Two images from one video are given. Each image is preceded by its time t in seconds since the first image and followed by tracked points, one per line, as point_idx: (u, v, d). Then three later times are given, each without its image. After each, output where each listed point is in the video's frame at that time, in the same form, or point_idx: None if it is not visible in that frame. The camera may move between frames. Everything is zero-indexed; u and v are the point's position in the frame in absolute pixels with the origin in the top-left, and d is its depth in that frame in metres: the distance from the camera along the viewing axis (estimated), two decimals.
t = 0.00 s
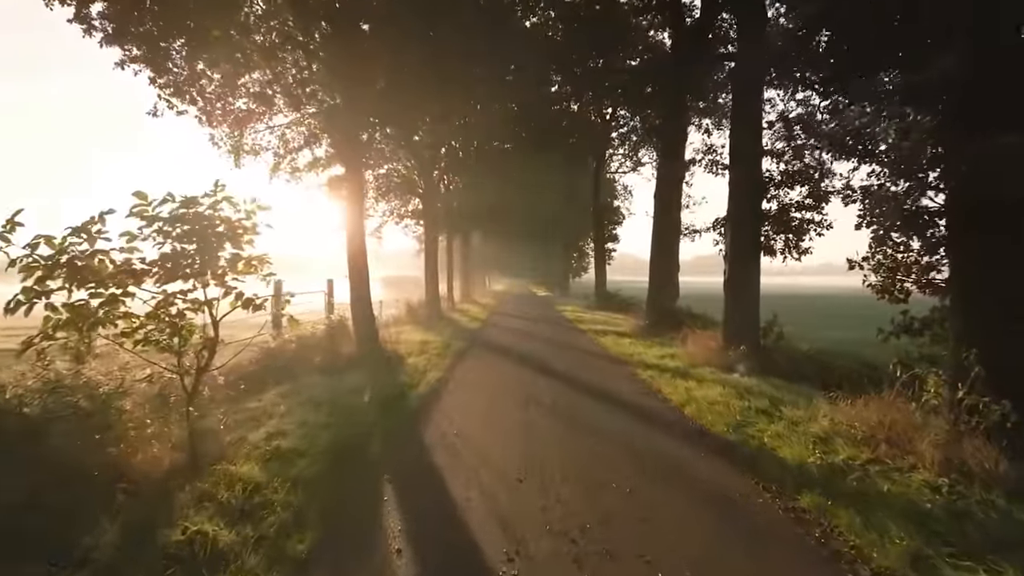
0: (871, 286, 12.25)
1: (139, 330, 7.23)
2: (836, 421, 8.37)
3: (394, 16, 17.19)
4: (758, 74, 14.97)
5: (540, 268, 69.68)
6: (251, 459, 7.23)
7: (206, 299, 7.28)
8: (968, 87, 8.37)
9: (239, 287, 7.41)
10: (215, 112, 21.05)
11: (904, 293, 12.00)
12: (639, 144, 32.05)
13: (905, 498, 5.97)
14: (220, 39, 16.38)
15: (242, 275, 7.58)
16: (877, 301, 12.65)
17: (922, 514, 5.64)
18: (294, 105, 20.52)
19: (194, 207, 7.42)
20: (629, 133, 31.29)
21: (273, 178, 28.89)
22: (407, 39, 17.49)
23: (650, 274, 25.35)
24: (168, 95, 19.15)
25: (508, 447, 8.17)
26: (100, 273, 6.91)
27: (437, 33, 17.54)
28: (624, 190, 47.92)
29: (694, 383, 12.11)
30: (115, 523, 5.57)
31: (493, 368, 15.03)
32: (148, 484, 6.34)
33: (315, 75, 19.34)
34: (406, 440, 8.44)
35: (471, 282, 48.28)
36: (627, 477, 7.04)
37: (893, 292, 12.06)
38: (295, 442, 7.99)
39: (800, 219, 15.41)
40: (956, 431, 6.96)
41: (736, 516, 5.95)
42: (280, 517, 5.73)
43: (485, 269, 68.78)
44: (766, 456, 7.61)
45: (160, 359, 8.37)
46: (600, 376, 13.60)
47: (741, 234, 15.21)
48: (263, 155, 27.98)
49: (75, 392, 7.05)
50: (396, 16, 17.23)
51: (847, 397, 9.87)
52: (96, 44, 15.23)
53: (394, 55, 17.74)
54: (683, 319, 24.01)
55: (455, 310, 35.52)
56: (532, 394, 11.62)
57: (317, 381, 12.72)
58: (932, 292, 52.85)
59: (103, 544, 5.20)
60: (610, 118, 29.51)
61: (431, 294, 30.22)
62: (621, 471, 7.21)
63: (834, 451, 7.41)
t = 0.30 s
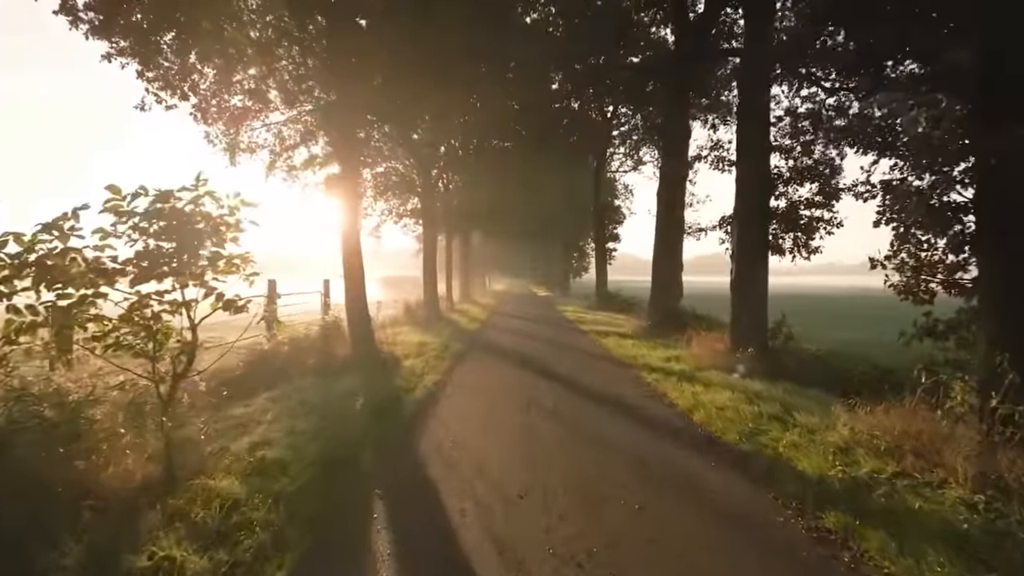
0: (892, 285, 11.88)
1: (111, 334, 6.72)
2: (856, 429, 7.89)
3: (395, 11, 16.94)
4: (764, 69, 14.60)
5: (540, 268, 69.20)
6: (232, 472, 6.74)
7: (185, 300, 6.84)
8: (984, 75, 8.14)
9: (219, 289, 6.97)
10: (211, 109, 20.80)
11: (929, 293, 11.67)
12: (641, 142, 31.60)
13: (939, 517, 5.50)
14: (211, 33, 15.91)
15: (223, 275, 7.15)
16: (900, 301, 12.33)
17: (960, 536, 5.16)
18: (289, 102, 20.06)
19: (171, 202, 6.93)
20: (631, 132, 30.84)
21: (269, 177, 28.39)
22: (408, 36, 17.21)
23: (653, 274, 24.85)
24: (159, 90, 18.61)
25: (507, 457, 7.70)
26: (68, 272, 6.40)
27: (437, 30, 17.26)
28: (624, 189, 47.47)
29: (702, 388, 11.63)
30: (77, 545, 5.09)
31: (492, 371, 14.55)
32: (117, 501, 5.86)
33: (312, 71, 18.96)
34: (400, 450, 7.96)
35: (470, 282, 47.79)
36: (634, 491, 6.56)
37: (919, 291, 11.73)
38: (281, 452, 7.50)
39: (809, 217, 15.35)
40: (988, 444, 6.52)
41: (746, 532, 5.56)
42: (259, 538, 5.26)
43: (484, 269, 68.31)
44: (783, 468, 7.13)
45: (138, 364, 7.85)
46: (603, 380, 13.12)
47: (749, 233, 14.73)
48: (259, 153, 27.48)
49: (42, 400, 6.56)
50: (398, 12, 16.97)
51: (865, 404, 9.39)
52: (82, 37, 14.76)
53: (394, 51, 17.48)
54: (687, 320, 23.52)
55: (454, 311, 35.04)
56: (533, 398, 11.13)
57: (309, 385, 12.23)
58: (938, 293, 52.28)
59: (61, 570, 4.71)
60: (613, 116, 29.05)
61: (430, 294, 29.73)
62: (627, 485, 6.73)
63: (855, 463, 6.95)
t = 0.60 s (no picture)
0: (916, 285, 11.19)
1: (76, 337, 6.23)
2: (878, 439, 7.44)
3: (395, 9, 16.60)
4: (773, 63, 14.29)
5: (540, 268, 68.79)
6: (211, 487, 6.28)
7: (160, 302, 6.33)
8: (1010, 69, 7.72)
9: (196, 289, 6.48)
10: (206, 106, 20.32)
11: (953, 296, 10.87)
12: (641, 140, 31.12)
13: (979, 542, 5.04)
14: (204, 26, 15.40)
15: (201, 275, 6.69)
16: (921, 301, 11.56)
17: (1006, 561, 4.72)
18: (285, 98, 19.55)
19: (146, 196, 6.44)
20: (632, 130, 30.39)
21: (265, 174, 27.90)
22: (409, 36, 16.96)
23: (656, 273, 24.37)
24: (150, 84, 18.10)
25: (508, 467, 7.22)
26: (32, 272, 5.90)
27: (437, 28, 16.96)
28: (625, 188, 47.04)
29: (709, 392, 11.15)
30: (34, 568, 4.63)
31: (491, 373, 14.10)
32: (82, 520, 5.38)
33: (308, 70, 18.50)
34: (393, 460, 7.48)
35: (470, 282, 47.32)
36: (643, 505, 6.09)
37: (941, 292, 11.03)
38: (265, 463, 7.03)
39: (818, 215, 15.26)
40: None
41: (761, 550, 5.17)
42: (235, 564, 4.80)
43: (483, 268, 67.95)
44: (803, 480, 6.66)
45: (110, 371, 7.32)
46: (605, 383, 12.65)
47: (756, 231, 14.27)
48: (255, 150, 26.98)
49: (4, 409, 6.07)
50: (398, 9, 16.64)
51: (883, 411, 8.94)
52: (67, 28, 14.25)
53: (393, 47, 17.17)
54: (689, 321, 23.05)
55: (452, 311, 34.61)
56: (534, 403, 10.68)
57: (301, 389, 11.75)
58: (943, 295, 51.68)
59: None
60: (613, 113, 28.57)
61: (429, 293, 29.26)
62: (637, 499, 6.24)
63: (881, 476, 6.50)
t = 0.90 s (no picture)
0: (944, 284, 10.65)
1: (38, 342, 5.68)
2: (904, 450, 6.99)
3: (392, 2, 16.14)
4: (784, 57, 13.95)
5: (540, 267, 68.39)
6: (185, 505, 5.80)
7: (133, 303, 5.84)
8: None
9: (170, 288, 5.95)
10: (199, 103, 19.87)
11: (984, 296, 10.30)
12: (643, 139, 30.67)
13: None
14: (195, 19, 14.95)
15: (178, 274, 6.14)
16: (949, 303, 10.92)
17: None
18: (279, 94, 19.08)
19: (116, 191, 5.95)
20: (633, 129, 29.93)
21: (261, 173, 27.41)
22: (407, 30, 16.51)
23: (659, 273, 23.90)
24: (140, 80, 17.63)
25: (509, 482, 6.74)
26: None
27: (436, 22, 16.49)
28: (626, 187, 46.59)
29: (718, 398, 10.68)
30: None
31: (491, 377, 13.66)
32: (42, 545, 4.91)
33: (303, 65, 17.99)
34: (385, 474, 7.02)
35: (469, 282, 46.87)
36: (657, 526, 5.61)
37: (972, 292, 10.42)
38: (249, 478, 6.54)
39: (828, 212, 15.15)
40: None
41: None
42: None
43: (483, 268, 67.59)
44: (825, 495, 6.22)
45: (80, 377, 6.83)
46: (609, 388, 12.18)
47: (765, 229, 13.82)
48: (251, 148, 26.48)
49: None
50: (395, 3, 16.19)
51: (905, 421, 8.48)
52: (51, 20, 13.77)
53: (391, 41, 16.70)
54: (693, 322, 22.61)
55: (452, 311, 34.17)
56: (534, 410, 10.23)
57: (292, 394, 11.29)
58: (949, 294, 51.17)
59: None
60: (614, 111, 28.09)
61: (427, 294, 28.81)
62: (649, 519, 5.76)
63: (910, 492, 6.05)
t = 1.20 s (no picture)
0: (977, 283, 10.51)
1: None
2: (934, 464, 6.55)
3: None
4: (795, 51, 13.49)
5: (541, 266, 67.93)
6: (157, 524, 5.35)
7: (99, 305, 5.39)
8: None
9: (137, 287, 5.48)
10: (194, 100, 19.42)
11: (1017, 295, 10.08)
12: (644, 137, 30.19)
13: None
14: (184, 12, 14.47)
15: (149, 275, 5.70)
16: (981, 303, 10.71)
17: None
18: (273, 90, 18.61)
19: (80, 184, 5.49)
20: (634, 127, 29.43)
21: (257, 172, 26.93)
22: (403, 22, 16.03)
23: (663, 272, 23.42)
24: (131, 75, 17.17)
25: (511, 498, 6.26)
26: None
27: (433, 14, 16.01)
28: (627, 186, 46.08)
29: (727, 403, 10.22)
30: None
31: (490, 380, 13.20)
32: None
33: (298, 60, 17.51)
34: (376, 487, 6.58)
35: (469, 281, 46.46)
36: (673, 551, 5.11)
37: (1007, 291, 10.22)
38: (230, 494, 6.08)
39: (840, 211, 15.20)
40: None
41: None
42: None
43: (482, 267, 67.13)
44: (851, 512, 5.78)
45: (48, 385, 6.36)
46: (612, 392, 11.72)
47: (774, 227, 13.39)
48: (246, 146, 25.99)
49: None
50: None
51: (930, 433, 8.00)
52: (37, 12, 13.31)
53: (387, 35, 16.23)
54: (696, 323, 22.15)
55: (451, 311, 33.72)
56: (535, 416, 9.78)
57: (282, 399, 10.83)
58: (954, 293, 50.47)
59: None
60: (615, 109, 27.59)
61: (426, 293, 28.36)
62: (663, 542, 5.27)
63: (944, 509, 5.62)
